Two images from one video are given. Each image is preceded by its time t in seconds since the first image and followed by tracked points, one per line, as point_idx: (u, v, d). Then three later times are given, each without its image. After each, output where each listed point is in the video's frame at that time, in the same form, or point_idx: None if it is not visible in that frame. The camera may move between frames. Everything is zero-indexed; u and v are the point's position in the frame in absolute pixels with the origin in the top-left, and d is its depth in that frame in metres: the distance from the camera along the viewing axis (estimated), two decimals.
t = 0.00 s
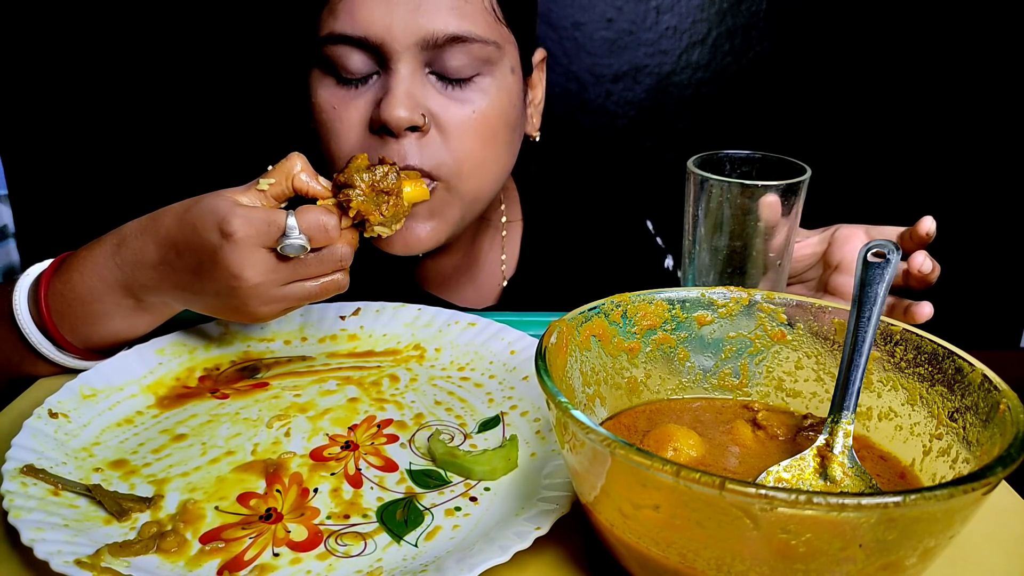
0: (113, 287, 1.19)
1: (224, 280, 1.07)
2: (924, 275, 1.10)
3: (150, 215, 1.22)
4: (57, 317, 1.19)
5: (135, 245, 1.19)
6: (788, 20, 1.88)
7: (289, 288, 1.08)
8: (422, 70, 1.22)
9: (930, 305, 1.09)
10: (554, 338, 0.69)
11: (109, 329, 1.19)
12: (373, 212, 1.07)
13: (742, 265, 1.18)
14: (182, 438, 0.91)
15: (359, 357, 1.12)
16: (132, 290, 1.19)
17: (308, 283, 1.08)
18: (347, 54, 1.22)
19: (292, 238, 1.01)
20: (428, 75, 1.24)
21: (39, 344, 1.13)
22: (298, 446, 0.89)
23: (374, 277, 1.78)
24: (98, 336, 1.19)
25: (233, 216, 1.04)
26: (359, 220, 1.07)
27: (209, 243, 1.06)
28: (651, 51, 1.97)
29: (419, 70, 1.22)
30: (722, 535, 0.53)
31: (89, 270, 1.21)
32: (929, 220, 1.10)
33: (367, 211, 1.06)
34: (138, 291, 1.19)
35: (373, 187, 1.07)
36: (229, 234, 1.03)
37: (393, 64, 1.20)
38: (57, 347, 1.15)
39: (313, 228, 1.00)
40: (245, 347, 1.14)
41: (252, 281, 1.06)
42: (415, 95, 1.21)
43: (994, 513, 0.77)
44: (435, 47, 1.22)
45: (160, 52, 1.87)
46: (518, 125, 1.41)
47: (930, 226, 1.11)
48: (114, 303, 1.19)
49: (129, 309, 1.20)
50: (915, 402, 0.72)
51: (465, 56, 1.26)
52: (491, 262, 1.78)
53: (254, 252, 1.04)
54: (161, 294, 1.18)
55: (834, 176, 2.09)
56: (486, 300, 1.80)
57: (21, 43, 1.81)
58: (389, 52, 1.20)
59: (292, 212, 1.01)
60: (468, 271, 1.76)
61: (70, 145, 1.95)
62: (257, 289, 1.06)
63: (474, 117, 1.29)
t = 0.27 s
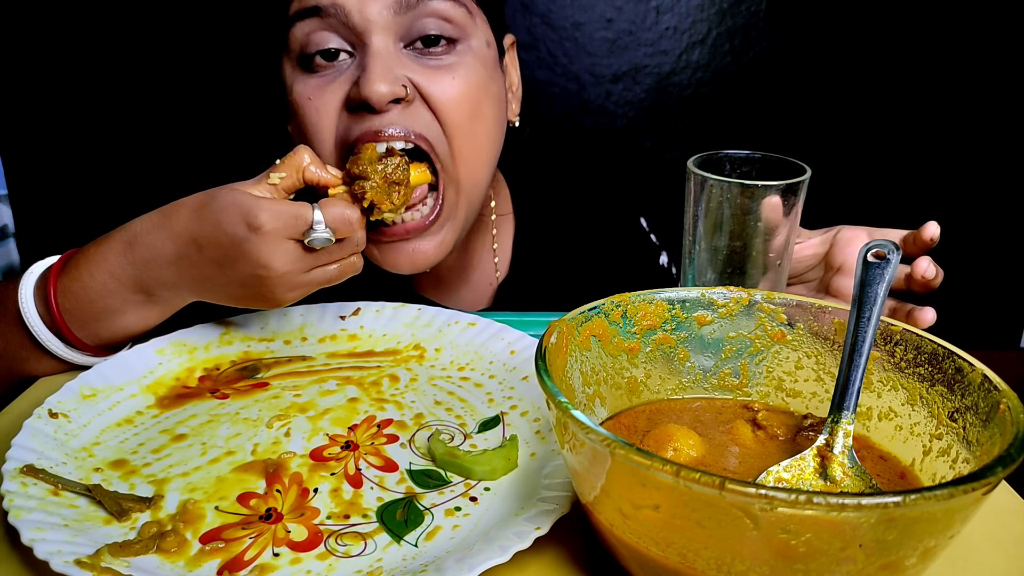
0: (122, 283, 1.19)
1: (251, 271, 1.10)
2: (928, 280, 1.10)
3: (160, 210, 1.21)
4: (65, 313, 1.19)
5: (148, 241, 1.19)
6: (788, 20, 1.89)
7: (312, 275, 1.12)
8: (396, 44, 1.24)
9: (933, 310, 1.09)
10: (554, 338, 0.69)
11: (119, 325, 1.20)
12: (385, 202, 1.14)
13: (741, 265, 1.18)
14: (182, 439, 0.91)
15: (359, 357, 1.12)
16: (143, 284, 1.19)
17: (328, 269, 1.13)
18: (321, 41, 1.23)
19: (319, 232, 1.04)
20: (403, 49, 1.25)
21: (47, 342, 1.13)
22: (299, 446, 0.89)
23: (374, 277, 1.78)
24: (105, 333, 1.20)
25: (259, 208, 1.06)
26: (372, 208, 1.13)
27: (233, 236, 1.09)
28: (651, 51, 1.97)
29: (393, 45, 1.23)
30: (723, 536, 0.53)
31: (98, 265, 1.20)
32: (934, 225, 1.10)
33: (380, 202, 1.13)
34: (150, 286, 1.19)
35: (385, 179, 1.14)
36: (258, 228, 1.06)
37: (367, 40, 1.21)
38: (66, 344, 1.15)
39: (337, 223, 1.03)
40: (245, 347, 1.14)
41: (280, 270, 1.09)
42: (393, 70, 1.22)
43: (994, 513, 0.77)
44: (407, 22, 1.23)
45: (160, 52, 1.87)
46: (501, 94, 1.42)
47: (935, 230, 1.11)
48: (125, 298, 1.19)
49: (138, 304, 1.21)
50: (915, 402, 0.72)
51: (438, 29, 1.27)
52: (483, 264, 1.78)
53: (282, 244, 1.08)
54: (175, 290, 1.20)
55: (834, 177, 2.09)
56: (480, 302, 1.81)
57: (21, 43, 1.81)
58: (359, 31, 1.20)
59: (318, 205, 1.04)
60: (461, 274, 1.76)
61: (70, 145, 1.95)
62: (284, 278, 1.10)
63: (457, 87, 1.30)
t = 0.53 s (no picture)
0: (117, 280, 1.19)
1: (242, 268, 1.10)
2: (929, 281, 1.10)
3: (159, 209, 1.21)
4: (61, 312, 1.19)
5: (144, 240, 1.18)
6: (788, 20, 1.89)
7: (305, 276, 1.12)
8: (384, 63, 1.21)
9: (933, 311, 1.08)
10: (554, 338, 0.69)
11: (114, 324, 1.20)
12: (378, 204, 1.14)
13: (741, 265, 1.18)
14: (182, 439, 0.91)
15: (359, 357, 1.12)
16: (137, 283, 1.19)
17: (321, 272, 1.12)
18: (309, 63, 1.21)
19: (311, 227, 1.05)
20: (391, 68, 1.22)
21: (43, 342, 1.13)
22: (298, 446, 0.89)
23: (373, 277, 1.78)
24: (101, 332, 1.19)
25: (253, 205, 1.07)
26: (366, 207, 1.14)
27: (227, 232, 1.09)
28: (651, 51, 1.97)
29: (381, 64, 1.21)
30: (723, 536, 0.53)
31: (95, 264, 1.20)
32: (934, 226, 1.10)
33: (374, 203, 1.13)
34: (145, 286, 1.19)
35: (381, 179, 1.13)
36: (251, 222, 1.06)
37: (355, 63, 1.19)
38: (61, 344, 1.15)
39: (330, 219, 1.05)
40: (245, 347, 1.14)
41: (271, 268, 1.09)
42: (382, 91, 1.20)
43: (994, 513, 0.77)
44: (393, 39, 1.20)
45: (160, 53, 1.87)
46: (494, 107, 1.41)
47: (936, 230, 1.10)
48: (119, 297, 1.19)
49: (133, 304, 1.20)
50: (915, 402, 0.72)
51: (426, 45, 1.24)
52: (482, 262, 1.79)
53: (275, 240, 1.08)
54: (170, 289, 1.19)
55: (834, 177, 2.09)
56: (480, 299, 1.82)
57: (21, 43, 1.81)
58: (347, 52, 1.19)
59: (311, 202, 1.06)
60: (461, 270, 1.77)
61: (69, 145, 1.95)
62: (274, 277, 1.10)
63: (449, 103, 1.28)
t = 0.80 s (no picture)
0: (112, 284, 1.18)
1: (224, 278, 1.07)
2: (928, 280, 1.10)
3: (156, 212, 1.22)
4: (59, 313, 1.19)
5: (139, 243, 1.18)
6: (788, 21, 1.89)
7: (287, 290, 1.08)
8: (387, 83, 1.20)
9: (932, 311, 1.08)
10: (554, 338, 0.69)
11: (111, 327, 1.20)
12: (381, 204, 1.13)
13: (742, 265, 1.18)
14: (182, 438, 0.91)
15: (359, 357, 1.12)
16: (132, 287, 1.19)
17: (307, 286, 1.09)
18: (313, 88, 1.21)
19: (296, 240, 1.01)
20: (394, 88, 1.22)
21: (40, 341, 1.13)
22: (298, 446, 0.89)
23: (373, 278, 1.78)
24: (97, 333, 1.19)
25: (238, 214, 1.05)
26: (369, 208, 1.12)
27: (212, 240, 1.07)
28: (651, 51, 1.98)
29: (384, 84, 1.20)
30: (723, 536, 0.53)
31: (94, 265, 1.20)
32: (934, 226, 1.10)
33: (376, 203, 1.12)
34: (141, 288, 1.19)
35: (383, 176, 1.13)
36: (234, 231, 1.04)
37: (358, 88, 1.19)
38: (58, 344, 1.15)
39: (315, 231, 1.01)
40: (245, 347, 1.14)
41: (251, 279, 1.06)
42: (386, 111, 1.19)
43: (994, 513, 0.77)
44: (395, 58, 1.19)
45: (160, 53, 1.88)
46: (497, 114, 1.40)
47: (936, 230, 1.11)
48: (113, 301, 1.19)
49: (130, 306, 1.20)
50: (915, 402, 0.72)
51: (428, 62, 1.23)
52: (487, 260, 1.78)
53: (257, 250, 1.05)
54: (163, 294, 1.18)
55: (834, 177, 2.09)
56: (486, 297, 1.82)
57: (21, 43, 1.81)
58: (350, 74, 1.18)
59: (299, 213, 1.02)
60: (465, 270, 1.77)
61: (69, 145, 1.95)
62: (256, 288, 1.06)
63: (453, 118, 1.28)
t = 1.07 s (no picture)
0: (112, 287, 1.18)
1: (219, 289, 1.07)
2: (926, 279, 1.10)
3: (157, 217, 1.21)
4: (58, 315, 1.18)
5: (139, 246, 1.18)
6: (788, 20, 1.89)
7: (282, 301, 1.07)
8: (408, 86, 1.21)
9: (932, 310, 1.08)
10: (554, 338, 0.69)
11: (110, 330, 1.19)
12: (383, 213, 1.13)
13: (742, 265, 1.18)
14: (182, 438, 0.91)
15: (359, 357, 1.12)
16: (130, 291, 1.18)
17: (302, 295, 1.08)
18: (333, 88, 1.21)
19: (291, 244, 1.01)
20: (414, 90, 1.22)
21: (40, 342, 1.13)
22: (298, 446, 0.89)
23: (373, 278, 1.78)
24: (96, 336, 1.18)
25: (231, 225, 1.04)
26: (372, 217, 1.12)
27: (207, 250, 1.06)
28: (651, 51, 1.98)
29: (405, 87, 1.20)
30: (722, 536, 0.53)
31: (94, 268, 1.20)
32: (934, 225, 1.10)
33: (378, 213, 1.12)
34: (140, 292, 1.18)
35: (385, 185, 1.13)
36: (227, 242, 1.03)
37: (379, 88, 1.19)
38: (57, 345, 1.15)
39: (311, 233, 1.01)
40: (245, 348, 1.14)
41: (245, 290, 1.05)
42: (406, 113, 1.19)
43: (994, 513, 0.77)
44: (418, 61, 1.19)
45: (160, 53, 1.88)
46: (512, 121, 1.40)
47: (935, 230, 1.11)
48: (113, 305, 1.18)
49: (130, 309, 1.19)
50: (915, 402, 0.72)
51: (449, 67, 1.23)
52: (493, 260, 1.78)
53: (251, 260, 1.04)
54: (160, 299, 1.17)
55: (834, 176, 2.09)
56: (489, 298, 1.82)
57: (21, 43, 1.81)
58: (372, 75, 1.18)
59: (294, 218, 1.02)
60: (470, 269, 1.76)
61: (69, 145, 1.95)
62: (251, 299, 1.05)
63: (469, 123, 1.28)
